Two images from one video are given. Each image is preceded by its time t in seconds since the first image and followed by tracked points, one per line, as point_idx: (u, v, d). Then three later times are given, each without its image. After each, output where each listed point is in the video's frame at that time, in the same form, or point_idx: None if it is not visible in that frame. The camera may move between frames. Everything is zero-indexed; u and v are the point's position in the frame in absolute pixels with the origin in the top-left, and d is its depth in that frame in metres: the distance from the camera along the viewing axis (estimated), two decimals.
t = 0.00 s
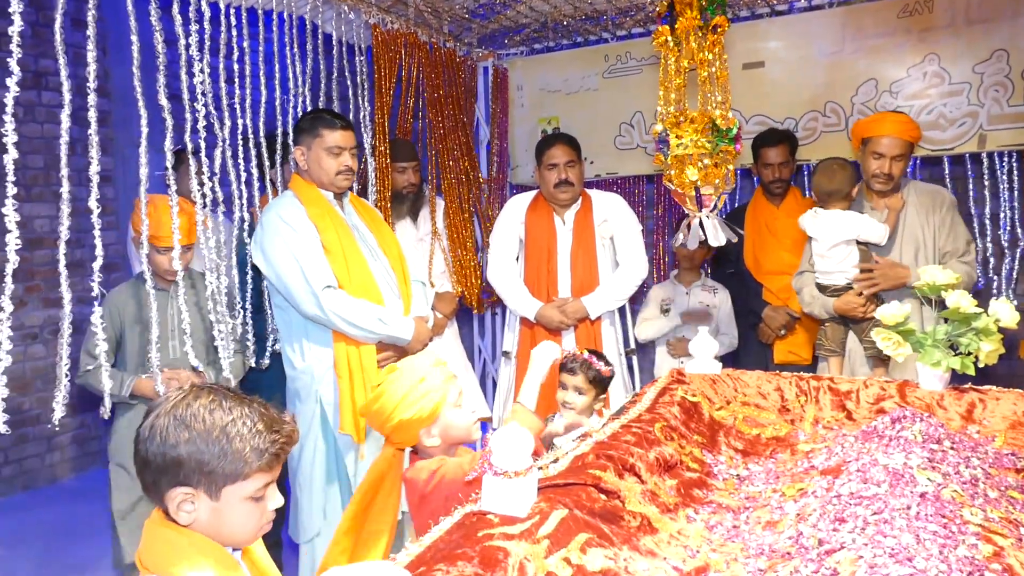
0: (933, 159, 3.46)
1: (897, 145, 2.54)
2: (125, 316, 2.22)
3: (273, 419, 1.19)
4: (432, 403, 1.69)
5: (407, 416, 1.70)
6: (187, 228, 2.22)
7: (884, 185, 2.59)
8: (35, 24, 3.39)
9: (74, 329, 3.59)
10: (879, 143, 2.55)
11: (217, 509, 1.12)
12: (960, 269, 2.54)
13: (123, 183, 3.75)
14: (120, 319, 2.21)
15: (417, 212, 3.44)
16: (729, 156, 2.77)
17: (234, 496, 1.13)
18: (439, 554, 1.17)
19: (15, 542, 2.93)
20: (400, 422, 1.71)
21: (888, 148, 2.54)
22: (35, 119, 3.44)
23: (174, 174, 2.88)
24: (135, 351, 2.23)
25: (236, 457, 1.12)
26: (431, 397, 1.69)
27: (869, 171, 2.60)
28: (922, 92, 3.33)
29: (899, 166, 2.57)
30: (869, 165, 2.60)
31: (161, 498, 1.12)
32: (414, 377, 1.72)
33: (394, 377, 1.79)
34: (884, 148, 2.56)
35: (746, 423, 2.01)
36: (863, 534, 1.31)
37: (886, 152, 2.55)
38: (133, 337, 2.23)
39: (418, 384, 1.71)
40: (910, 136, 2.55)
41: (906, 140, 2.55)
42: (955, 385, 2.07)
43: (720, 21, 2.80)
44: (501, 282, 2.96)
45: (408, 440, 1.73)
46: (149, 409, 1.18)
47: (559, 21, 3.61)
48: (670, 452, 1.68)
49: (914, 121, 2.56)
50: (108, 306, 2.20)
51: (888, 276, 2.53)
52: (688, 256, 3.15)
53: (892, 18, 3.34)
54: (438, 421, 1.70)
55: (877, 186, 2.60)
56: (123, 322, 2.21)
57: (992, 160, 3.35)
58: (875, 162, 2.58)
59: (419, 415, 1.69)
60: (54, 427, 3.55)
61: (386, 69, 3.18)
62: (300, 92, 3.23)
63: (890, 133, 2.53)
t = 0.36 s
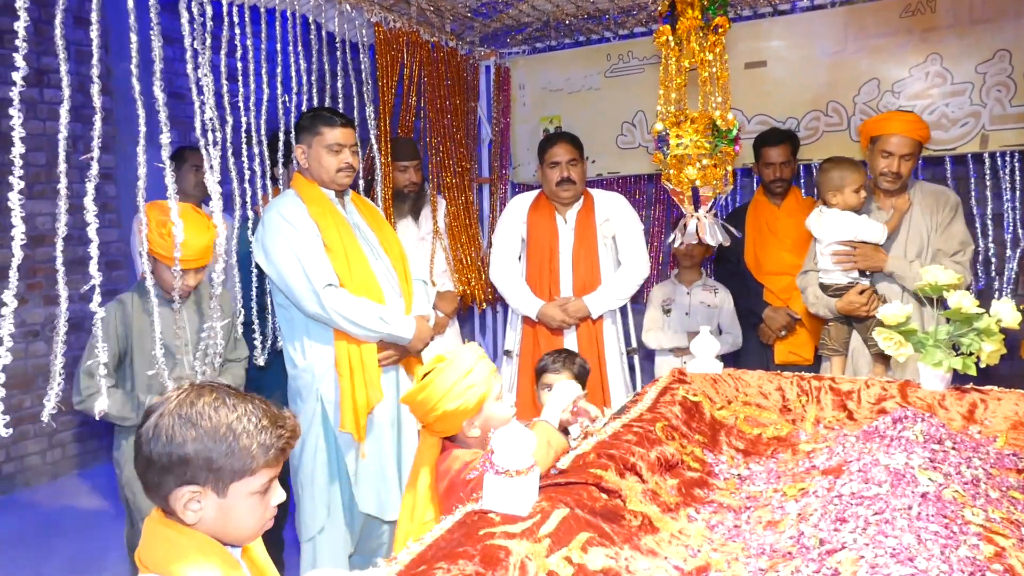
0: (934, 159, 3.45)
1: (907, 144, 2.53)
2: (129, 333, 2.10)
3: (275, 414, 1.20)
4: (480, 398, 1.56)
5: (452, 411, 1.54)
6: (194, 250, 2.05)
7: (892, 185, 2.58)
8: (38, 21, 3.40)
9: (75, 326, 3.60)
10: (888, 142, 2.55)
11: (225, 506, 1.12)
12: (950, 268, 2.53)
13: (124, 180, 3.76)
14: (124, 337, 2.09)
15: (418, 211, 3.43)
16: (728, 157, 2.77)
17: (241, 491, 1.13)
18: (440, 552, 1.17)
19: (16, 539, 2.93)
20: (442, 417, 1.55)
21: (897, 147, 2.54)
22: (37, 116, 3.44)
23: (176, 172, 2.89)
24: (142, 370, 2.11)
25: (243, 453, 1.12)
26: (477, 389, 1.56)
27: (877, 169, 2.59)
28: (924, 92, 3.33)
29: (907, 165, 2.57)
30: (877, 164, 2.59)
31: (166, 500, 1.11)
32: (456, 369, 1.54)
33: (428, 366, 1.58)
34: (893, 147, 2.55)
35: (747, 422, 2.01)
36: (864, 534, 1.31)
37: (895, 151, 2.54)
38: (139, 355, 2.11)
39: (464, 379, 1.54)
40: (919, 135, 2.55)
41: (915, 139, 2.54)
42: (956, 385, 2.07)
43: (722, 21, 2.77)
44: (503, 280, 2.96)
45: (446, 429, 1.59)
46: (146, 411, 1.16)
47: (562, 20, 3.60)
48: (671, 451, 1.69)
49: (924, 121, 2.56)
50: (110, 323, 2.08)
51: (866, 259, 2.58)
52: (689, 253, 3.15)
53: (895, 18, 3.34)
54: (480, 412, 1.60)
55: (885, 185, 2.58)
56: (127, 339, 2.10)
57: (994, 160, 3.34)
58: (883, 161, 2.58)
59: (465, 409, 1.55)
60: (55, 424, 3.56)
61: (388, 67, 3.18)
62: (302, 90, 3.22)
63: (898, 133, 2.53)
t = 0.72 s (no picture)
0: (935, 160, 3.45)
1: (908, 144, 2.53)
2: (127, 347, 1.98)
3: (265, 397, 1.22)
4: (507, 390, 1.62)
5: (481, 404, 1.61)
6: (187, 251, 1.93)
7: (893, 185, 2.59)
8: (40, 19, 3.40)
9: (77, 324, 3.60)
10: (889, 141, 2.55)
11: (243, 494, 1.14)
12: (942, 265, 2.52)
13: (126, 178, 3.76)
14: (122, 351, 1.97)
15: (420, 210, 3.43)
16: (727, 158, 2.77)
17: (255, 476, 1.15)
18: (442, 551, 1.18)
19: (18, 537, 2.93)
20: (471, 410, 1.62)
21: (899, 146, 2.54)
22: (39, 115, 3.44)
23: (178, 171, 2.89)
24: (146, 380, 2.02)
25: (257, 437, 1.14)
26: (505, 382, 1.62)
27: (878, 169, 2.60)
28: (925, 92, 3.33)
29: (909, 165, 2.57)
30: (878, 163, 2.60)
31: (184, 504, 1.11)
32: (482, 363, 1.61)
33: (456, 361, 1.65)
34: (894, 147, 2.55)
35: (748, 422, 2.01)
36: (865, 533, 1.32)
37: (896, 151, 2.54)
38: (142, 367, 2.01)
39: (491, 372, 1.60)
40: (921, 136, 2.54)
41: (917, 139, 2.54)
42: (957, 385, 2.07)
43: (722, 22, 2.76)
44: (504, 279, 2.96)
45: (475, 423, 1.66)
46: (133, 430, 1.13)
47: (564, 20, 3.61)
48: (672, 451, 1.69)
49: (926, 121, 2.56)
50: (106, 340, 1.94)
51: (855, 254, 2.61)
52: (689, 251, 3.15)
53: (896, 18, 3.34)
54: (507, 404, 1.66)
55: (885, 185, 2.60)
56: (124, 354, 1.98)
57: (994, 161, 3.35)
58: (884, 160, 2.58)
59: (494, 401, 1.62)
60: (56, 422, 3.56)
61: (390, 66, 3.19)
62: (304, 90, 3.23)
63: (901, 133, 2.53)
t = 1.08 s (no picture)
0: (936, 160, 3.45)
1: (910, 148, 2.52)
2: (127, 352, 1.88)
3: (271, 395, 1.23)
4: (519, 388, 1.60)
5: (491, 399, 1.60)
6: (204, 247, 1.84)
7: (893, 187, 2.60)
8: (42, 19, 3.40)
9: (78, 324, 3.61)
10: (891, 144, 2.54)
11: (252, 490, 1.15)
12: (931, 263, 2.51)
13: (128, 178, 3.76)
14: (122, 357, 1.87)
15: (421, 211, 3.42)
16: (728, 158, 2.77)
17: (263, 473, 1.16)
18: (442, 551, 1.18)
19: (19, 536, 2.94)
20: (481, 403, 1.60)
21: (899, 149, 2.53)
22: (41, 114, 3.45)
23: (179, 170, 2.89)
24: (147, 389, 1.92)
25: (268, 434, 1.15)
26: (519, 381, 1.60)
27: (879, 170, 2.60)
28: (926, 93, 3.33)
29: (910, 167, 2.56)
30: (880, 165, 2.60)
31: (195, 499, 1.11)
32: (498, 358, 1.61)
33: (472, 356, 1.64)
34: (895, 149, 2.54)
35: (749, 422, 2.01)
36: (865, 533, 1.32)
37: (897, 154, 2.54)
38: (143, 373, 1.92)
39: (505, 367, 1.59)
40: (924, 139, 2.53)
41: (920, 142, 2.52)
42: (958, 385, 2.07)
43: (725, 23, 2.76)
44: (505, 279, 2.96)
45: (484, 417, 1.65)
46: (144, 428, 1.13)
47: (565, 20, 3.61)
48: (673, 451, 1.69)
49: (930, 124, 2.54)
50: (103, 344, 1.84)
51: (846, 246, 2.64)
52: (689, 251, 3.15)
53: (897, 18, 3.34)
54: (518, 403, 1.64)
55: (885, 186, 2.60)
56: (124, 360, 1.88)
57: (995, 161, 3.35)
58: (886, 162, 2.58)
59: (504, 398, 1.60)
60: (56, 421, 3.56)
61: (391, 67, 3.19)
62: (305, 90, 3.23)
63: (902, 135, 2.51)
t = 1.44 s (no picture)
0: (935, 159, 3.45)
1: (917, 150, 2.51)
2: (156, 341, 1.80)
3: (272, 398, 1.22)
4: (503, 390, 1.62)
5: (475, 400, 1.61)
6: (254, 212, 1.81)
7: (896, 188, 2.60)
8: (41, 20, 3.40)
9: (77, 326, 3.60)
10: (899, 145, 2.53)
11: (253, 494, 1.15)
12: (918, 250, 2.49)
13: (127, 179, 3.76)
14: (149, 346, 1.79)
15: (421, 211, 3.41)
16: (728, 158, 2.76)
17: (263, 476, 1.16)
18: (442, 552, 1.17)
19: (20, 538, 2.94)
20: (465, 405, 1.62)
21: (907, 151, 2.52)
22: (40, 115, 3.45)
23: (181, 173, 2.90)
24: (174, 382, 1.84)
25: (270, 438, 1.15)
26: (502, 383, 1.62)
27: (884, 171, 2.60)
28: (926, 93, 3.33)
29: (915, 170, 2.56)
30: (885, 165, 2.59)
31: (197, 504, 1.10)
32: (483, 361, 1.62)
33: (456, 358, 1.66)
34: (903, 151, 2.54)
35: (749, 422, 2.01)
36: (866, 534, 1.31)
37: (904, 155, 2.53)
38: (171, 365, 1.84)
39: (489, 370, 1.61)
40: (932, 143, 2.53)
41: (927, 146, 2.52)
42: (958, 385, 2.07)
43: (723, 23, 2.75)
44: (504, 279, 2.96)
45: (467, 419, 1.65)
46: (142, 435, 1.12)
47: (564, 21, 3.60)
48: (673, 451, 1.69)
49: (940, 129, 2.54)
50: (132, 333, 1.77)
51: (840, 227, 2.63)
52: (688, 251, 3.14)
53: (897, 18, 3.34)
54: (502, 405, 1.65)
55: (889, 187, 2.60)
56: (152, 349, 1.80)
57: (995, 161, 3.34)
58: (892, 162, 2.57)
59: (488, 400, 1.61)
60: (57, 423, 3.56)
61: (391, 68, 3.20)
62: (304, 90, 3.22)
63: (911, 137, 2.51)
